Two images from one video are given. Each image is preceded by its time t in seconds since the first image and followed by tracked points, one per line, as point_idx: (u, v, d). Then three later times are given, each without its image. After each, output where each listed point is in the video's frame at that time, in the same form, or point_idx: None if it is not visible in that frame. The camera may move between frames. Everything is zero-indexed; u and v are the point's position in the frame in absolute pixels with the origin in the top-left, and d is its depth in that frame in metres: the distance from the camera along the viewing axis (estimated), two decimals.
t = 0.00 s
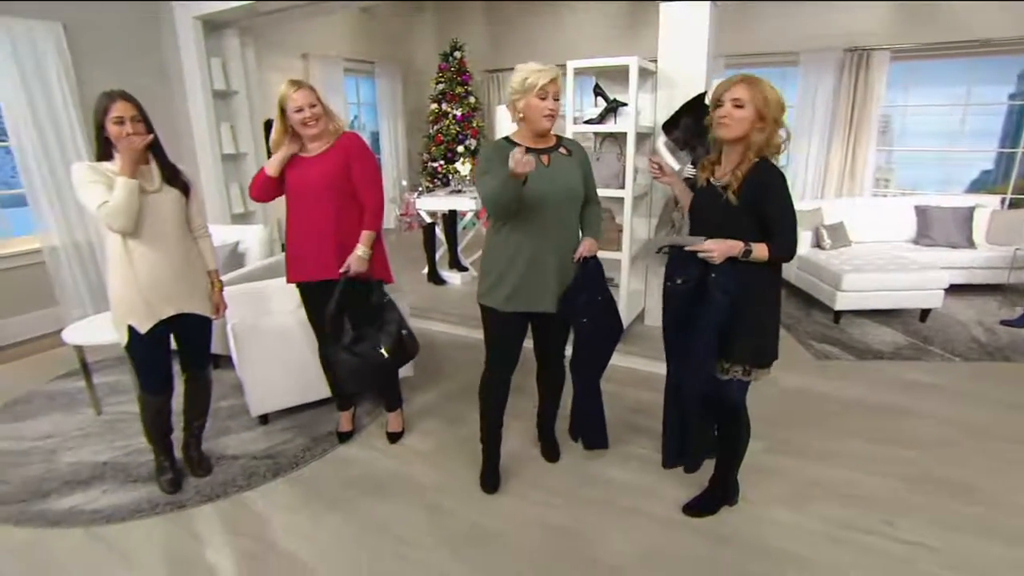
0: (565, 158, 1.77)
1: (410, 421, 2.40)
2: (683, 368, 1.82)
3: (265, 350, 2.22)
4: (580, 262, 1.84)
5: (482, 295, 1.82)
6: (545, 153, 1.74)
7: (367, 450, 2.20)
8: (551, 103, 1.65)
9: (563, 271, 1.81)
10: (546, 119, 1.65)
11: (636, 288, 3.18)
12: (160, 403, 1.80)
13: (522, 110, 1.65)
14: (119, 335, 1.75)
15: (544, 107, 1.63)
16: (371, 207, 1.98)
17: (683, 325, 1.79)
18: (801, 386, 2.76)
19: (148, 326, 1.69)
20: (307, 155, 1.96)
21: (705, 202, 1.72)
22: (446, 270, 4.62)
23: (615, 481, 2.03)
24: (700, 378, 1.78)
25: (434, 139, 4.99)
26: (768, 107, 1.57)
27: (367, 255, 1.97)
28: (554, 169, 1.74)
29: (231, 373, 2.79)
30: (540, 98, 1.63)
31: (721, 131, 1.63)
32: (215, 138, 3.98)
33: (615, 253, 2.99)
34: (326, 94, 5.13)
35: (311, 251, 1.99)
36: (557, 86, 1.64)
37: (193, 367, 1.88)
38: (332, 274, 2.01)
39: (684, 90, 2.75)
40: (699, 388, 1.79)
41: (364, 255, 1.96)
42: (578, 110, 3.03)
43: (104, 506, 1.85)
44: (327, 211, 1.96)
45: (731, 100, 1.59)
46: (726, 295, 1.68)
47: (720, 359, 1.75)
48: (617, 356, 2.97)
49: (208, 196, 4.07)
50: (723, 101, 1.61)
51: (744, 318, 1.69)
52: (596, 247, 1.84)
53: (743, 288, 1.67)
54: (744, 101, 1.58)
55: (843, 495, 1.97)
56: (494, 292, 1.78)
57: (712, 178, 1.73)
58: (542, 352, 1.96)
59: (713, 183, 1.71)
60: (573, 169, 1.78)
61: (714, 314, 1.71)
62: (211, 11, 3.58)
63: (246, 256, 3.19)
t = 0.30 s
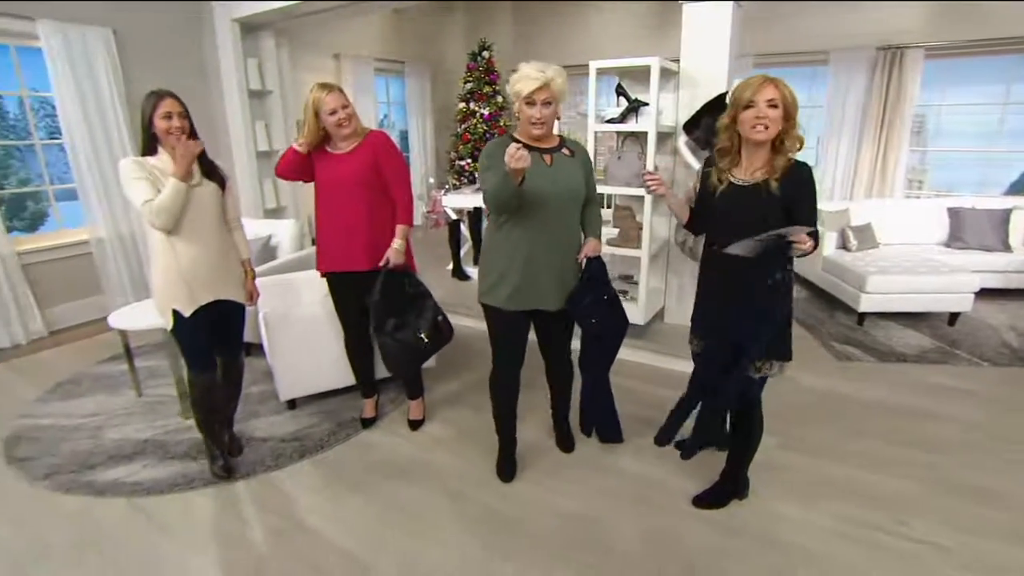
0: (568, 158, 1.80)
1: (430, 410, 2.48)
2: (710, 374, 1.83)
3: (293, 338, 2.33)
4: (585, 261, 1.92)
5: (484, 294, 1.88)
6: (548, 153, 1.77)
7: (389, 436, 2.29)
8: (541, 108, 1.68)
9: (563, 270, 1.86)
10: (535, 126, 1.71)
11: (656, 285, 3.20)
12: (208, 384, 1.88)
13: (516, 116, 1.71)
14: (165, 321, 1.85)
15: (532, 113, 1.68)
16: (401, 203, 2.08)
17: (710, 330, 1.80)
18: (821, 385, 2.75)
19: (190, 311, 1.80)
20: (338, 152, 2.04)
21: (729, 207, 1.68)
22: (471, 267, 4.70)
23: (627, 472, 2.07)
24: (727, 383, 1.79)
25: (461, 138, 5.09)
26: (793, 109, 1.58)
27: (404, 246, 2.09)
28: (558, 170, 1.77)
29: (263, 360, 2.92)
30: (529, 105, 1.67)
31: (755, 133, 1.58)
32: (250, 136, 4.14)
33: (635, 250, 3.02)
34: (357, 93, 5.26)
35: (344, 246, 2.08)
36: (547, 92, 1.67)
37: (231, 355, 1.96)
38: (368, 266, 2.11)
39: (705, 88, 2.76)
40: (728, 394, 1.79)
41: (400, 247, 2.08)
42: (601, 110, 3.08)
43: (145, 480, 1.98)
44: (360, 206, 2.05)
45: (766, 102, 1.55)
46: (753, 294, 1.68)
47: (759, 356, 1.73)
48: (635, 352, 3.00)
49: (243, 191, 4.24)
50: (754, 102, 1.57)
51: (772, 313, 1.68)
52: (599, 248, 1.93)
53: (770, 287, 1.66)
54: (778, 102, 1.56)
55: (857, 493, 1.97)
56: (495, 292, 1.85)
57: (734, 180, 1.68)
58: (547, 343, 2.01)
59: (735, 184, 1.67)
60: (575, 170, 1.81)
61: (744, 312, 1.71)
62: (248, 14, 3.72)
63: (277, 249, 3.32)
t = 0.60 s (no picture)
0: (562, 159, 1.84)
1: (441, 401, 2.55)
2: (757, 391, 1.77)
3: (312, 328, 2.42)
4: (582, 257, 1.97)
5: (480, 294, 1.94)
6: (542, 154, 1.81)
7: (400, 425, 2.36)
8: (535, 108, 1.72)
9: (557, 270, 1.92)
10: (528, 126, 1.75)
11: (666, 284, 3.24)
12: (238, 368, 1.98)
13: (513, 116, 1.76)
14: (195, 310, 1.93)
15: (527, 113, 1.72)
16: (419, 201, 2.16)
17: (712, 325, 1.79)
18: (829, 384, 2.76)
19: (220, 298, 1.88)
20: (357, 151, 2.12)
21: (737, 208, 1.63)
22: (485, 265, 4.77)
23: (631, 463, 2.12)
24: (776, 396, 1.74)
25: (477, 136, 5.15)
26: (795, 106, 1.57)
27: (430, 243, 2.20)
28: (552, 169, 1.81)
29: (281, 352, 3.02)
30: (524, 105, 1.72)
31: (760, 132, 1.56)
32: (272, 134, 4.25)
33: (645, 248, 3.06)
34: (376, 92, 5.36)
35: (362, 243, 2.15)
36: (541, 92, 1.72)
37: (259, 344, 2.05)
38: (392, 262, 2.19)
39: (716, 87, 2.74)
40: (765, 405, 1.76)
41: (425, 244, 2.18)
42: (613, 109, 3.12)
43: (168, 461, 2.08)
44: (381, 205, 2.13)
45: (769, 100, 1.54)
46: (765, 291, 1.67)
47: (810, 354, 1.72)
48: (645, 349, 3.04)
49: (265, 188, 4.36)
50: (757, 101, 1.56)
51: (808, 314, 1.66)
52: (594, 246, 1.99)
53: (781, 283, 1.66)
54: (781, 99, 1.55)
55: (858, 487, 1.99)
56: (490, 292, 1.90)
57: (744, 180, 1.63)
58: (543, 338, 2.06)
59: (745, 184, 1.62)
60: (569, 170, 1.85)
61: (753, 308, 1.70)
62: (271, 15, 3.83)
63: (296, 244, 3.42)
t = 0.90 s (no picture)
0: (554, 159, 1.89)
1: (444, 393, 2.62)
2: (832, 387, 1.74)
3: (321, 321, 2.50)
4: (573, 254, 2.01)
5: (477, 291, 2.01)
6: (535, 155, 1.86)
7: (406, 416, 2.44)
8: (527, 106, 1.78)
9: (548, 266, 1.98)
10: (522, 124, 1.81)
11: (667, 281, 3.29)
12: (253, 362, 2.06)
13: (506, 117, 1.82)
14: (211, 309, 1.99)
15: (520, 112, 1.79)
16: (426, 199, 2.24)
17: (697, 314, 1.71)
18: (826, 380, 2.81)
19: (236, 298, 1.95)
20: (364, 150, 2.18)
21: (727, 208, 1.59)
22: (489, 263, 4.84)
23: (628, 454, 2.18)
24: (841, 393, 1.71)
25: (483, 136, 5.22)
26: (775, 106, 1.56)
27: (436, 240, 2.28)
28: (545, 171, 1.86)
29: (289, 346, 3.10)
30: (516, 104, 1.79)
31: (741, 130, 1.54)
32: (281, 134, 4.34)
33: (646, 246, 3.11)
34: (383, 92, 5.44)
35: (371, 240, 2.22)
36: (534, 92, 1.78)
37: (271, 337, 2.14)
38: (401, 257, 2.25)
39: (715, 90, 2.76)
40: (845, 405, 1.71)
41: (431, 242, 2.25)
42: (615, 109, 3.18)
43: (182, 448, 2.16)
44: (391, 203, 2.20)
45: (750, 99, 1.52)
46: (754, 282, 1.63)
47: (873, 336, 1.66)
48: (645, 345, 3.10)
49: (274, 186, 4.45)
50: (739, 100, 1.54)
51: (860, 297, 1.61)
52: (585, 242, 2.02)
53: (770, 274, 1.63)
54: (762, 99, 1.53)
55: (850, 480, 2.04)
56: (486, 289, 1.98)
57: (727, 181, 1.60)
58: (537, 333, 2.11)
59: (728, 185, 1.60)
60: (562, 171, 1.90)
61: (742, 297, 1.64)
62: (281, 17, 3.91)
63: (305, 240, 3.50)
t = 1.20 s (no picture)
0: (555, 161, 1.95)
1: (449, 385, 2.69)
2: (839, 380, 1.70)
3: (330, 313, 2.58)
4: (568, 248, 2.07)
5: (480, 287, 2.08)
6: (535, 158, 1.91)
7: (412, 406, 2.51)
8: (525, 110, 1.83)
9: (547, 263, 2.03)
10: (520, 130, 1.86)
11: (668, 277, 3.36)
12: (265, 354, 2.15)
13: (505, 121, 1.87)
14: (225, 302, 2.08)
15: (518, 116, 1.84)
16: (432, 193, 2.32)
17: (679, 315, 1.66)
18: (822, 375, 2.86)
19: (250, 293, 2.03)
20: (372, 147, 2.25)
21: (707, 207, 1.56)
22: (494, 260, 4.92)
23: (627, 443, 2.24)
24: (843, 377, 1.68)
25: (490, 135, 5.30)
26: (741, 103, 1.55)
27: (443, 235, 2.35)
28: (545, 173, 1.92)
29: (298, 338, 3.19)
30: (513, 108, 1.84)
31: (710, 131, 1.52)
32: (292, 132, 4.43)
33: (647, 243, 3.18)
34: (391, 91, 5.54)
35: (380, 234, 2.29)
36: (530, 96, 1.83)
37: (284, 329, 2.22)
38: (409, 250, 2.32)
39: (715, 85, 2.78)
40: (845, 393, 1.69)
41: (440, 236, 2.34)
42: (617, 109, 3.25)
43: (196, 434, 2.25)
44: (401, 199, 2.27)
45: (715, 100, 1.51)
46: (736, 278, 1.60)
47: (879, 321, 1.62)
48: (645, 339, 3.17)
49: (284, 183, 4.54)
50: (707, 101, 1.53)
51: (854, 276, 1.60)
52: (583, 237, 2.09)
53: (751, 270, 1.61)
54: (729, 99, 1.52)
55: (842, 469, 2.10)
56: (488, 284, 2.05)
57: (703, 180, 1.58)
58: (539, 323, 2.18)
59: (705, 185, 1.57)
60: (561, 171, 1.96)
61: (725, 294, 1.62)
62: (292, 17, 3.99)
63: (314, 236, 3.58)
